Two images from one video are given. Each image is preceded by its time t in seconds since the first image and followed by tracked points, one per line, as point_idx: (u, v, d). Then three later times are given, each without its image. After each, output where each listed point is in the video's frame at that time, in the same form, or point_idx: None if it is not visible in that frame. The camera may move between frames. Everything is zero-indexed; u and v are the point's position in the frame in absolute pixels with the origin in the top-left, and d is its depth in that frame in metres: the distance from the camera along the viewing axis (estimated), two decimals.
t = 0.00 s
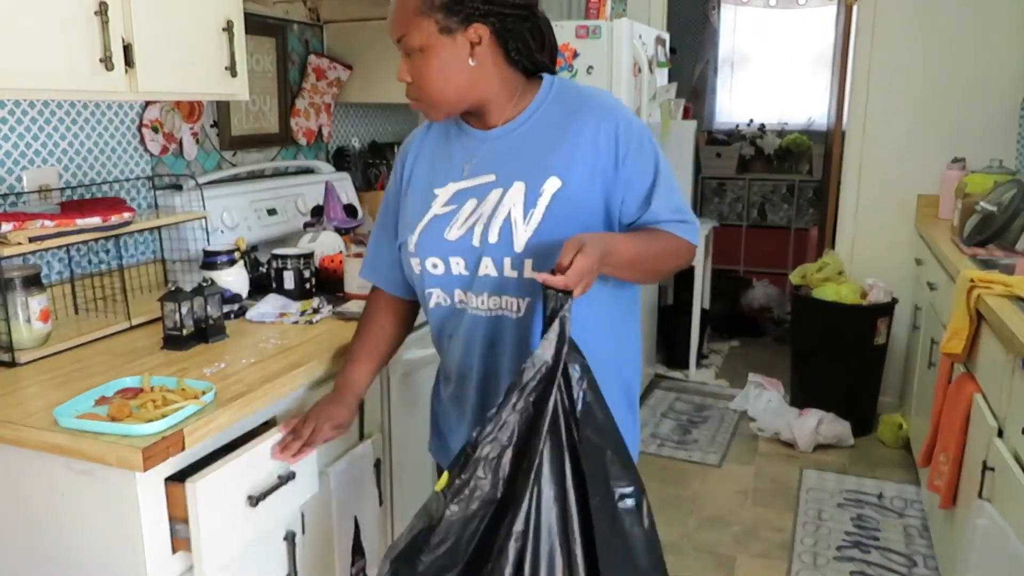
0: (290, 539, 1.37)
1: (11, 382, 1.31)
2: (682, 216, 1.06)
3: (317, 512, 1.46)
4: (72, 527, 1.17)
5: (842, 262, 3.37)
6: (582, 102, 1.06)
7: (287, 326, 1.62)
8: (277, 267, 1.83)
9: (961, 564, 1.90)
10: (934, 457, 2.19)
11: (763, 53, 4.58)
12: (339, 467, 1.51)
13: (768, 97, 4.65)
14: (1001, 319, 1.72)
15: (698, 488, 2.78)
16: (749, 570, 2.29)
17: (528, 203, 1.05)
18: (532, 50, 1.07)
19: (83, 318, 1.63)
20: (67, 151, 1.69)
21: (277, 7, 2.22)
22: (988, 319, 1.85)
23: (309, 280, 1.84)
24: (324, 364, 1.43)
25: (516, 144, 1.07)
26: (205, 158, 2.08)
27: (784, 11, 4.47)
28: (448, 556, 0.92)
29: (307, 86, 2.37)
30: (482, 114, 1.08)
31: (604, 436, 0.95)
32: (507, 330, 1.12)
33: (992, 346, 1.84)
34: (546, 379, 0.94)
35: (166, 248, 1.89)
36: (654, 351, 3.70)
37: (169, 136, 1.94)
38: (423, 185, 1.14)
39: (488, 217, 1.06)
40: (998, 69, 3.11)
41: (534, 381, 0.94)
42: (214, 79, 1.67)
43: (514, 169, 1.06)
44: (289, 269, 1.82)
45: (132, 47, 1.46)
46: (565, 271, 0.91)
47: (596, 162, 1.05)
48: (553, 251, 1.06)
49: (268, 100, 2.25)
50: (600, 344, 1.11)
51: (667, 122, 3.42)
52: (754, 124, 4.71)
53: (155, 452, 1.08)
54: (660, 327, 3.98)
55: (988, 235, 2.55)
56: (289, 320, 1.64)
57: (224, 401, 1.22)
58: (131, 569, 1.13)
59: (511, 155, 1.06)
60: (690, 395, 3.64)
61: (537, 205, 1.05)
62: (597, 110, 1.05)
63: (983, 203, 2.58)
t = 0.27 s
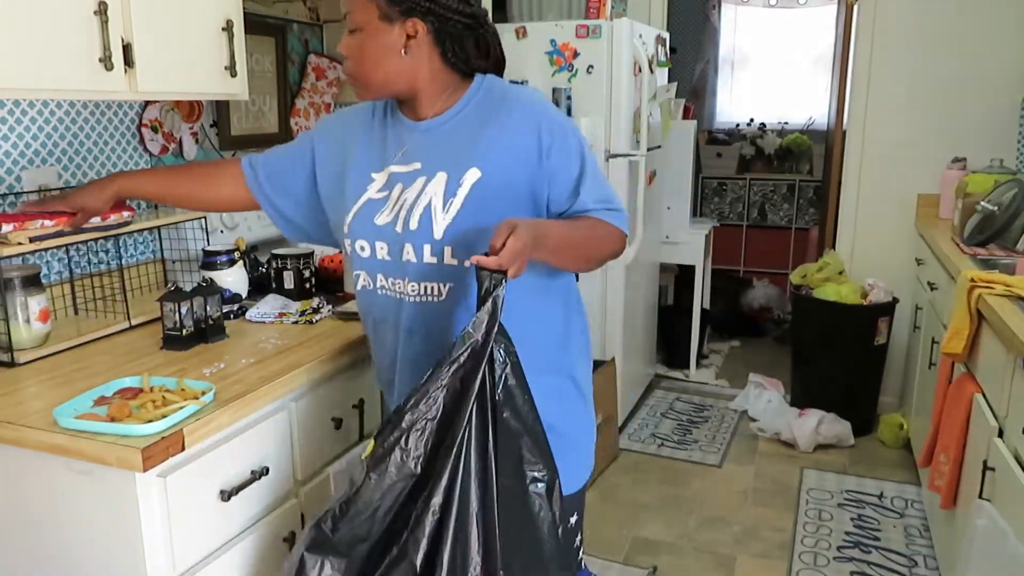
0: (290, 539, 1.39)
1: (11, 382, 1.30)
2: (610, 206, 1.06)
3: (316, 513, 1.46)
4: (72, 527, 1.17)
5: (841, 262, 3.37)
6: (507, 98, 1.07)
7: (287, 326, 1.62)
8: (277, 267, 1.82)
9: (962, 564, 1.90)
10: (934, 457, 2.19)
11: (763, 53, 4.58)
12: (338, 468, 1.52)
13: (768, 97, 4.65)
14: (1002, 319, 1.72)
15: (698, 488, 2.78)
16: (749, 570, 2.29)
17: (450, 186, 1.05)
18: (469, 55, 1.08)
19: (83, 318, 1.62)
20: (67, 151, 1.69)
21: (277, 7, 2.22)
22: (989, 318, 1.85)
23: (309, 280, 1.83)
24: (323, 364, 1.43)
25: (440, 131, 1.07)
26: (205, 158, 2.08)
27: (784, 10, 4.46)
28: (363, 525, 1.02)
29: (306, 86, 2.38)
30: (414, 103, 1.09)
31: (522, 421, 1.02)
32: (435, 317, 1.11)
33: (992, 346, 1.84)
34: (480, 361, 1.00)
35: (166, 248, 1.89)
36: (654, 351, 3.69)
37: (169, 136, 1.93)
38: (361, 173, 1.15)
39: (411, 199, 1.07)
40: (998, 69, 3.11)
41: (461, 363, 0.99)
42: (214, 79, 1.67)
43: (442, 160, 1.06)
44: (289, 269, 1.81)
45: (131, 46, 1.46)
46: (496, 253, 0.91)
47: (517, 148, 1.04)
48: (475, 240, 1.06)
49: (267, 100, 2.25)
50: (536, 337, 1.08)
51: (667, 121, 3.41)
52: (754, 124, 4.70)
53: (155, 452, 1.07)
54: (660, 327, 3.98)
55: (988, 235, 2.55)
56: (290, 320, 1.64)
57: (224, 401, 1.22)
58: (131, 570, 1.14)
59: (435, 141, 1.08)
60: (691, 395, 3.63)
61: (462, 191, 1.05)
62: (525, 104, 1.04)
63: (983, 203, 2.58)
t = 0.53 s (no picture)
0: (290, 539, 1.39)
1: (11, 382, 1.30)
2: (743, 275, 0.91)
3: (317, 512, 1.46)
4: (72, 527, 1.17)
5: (841, 261, 3.37)
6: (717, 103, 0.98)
7: (287, 326, 1.62)
8: (277, 267, 1.82)
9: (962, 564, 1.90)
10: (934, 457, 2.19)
11: (763, 53, 4.57)
12: (339, 468, 1.52)
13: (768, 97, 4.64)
14: (1002, 319, 1.72)
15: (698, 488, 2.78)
16: (749, 570, 2.29)
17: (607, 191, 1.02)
18: (698, 43, 1.00)
19: (83, 319, 1.62)
20: (67, 151, 1.69)
21: (277, 7, 2.22)
22: (989, 318, 1.84)
23: (309, 280, 1.84)
24: (324, 364, 1.43)
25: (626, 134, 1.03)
26: (205, 158, 2.08)
27: (784, 11, 4.46)
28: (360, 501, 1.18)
29: (306, 86, 2.38)
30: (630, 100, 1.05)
31: (566, 436, 1.09)
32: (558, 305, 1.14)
33: (992, 345, 1.84)
34: (502, 356, 1.12)
35: (166, 248, 1.88)
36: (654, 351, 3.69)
37: (169, 136, 1.94)
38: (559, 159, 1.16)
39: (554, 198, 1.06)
40: (998, 70, 3.11)
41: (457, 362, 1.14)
42: (214, 79, 1.67)
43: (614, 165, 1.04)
44: (290, 269, 1.81)
45: (132, 46, 1.46)
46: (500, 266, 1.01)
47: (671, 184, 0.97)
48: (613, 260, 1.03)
49: (268, 100, 2.25)
50: (620, 364, 1.05)
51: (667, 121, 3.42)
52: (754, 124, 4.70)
53: (155, 453, 1.07)
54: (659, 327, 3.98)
55: (988, 235, 2.55)
56: (290, 320, 1.64)
57: (224, 401, 1.22)
58: (130, 570, 1.13)
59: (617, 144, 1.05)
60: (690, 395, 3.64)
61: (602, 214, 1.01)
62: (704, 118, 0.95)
63: (982, 203, 2.58)
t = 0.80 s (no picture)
0: (290, 540, 1.39)
1: (10, 382, 1.30)
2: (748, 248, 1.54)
3: (317, 512, 1.46)
4: (72, 527, 1.17)
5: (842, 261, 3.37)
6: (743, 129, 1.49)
7: (287, 326, 1.62)
8: (277, 267, 1.81)
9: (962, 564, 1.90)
10: (934, 457, 2.19)
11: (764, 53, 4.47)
12: (339, 468, 1.52)
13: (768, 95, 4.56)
14: (1002, 319, 1.72)
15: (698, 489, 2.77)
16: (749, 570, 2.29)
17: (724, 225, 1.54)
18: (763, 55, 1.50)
19: (82, 319, 1.62)
20: (67, 151, 1.69)
21: (277, 7, 2.22)
22: (989, 318, 1.84)
23: (309, 280, 1.84)
24: (324, 364, 1.43)
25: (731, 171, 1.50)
26: (205, 158, 2.08)
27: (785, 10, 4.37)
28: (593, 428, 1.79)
29: (306, 86, 2.38)
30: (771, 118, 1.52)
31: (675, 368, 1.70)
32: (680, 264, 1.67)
33: (993, 345, 1.84)
34: (632, 333, 1.79)
35: (166, 248, 1.88)
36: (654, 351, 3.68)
37: (169, 136, 1.94)
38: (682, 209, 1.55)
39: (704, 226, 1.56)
40: (998, 70, 3.11)
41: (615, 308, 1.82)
42: (213, 79, 1.67)
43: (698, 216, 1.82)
44: (290, 269, 1.81)
45: (131, 46, 1.46)
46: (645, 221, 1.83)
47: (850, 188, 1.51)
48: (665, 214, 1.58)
49: (268, 100, 2.25)
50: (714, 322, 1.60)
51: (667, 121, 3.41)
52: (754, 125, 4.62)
53: (155, 453, 1.07)
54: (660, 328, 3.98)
55: (989, 235, 2.55)
56: (289, 320, 1.64)
57: (225, 401, 1.22)
58: (130, 570, 1.13)
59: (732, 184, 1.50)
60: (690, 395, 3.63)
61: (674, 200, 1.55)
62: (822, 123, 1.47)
63: (983, 203, 2.58)
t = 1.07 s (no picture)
0: (290, 539, 1.39)
1: (10, 382, 1.30)
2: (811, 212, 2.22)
3: (317, 512, 1.47)
4: (73, 526, 1.17)
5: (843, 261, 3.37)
6: (796, 129, 2.17)
7: (287, 327, 1.62)
8: (277, 267, 1.81)
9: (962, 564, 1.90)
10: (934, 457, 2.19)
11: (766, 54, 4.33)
12: (339, 468, 1.52)
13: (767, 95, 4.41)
14: (1001, 319, 1.72)
15: (698, 489, 2.77)
16: (749, 570, 2.29)
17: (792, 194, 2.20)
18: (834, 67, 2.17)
19: (82, 319, 1.62)
20: (67, 151, 1.69)
21: (277, 7, 2.22)
22: (989, 318, 1.85)
23: (309, 280, 1.84)
24: (324, 364, 1.43)
25: (799, 156, 2.17)
26: (205, 158, 2.08)
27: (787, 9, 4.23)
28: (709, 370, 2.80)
29: (306, 86, 2.38)
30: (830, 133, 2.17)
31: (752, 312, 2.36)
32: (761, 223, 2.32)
33: (992, 345, 1.84)
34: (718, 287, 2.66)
35: (166, 248, 1.88)
36: (654, 351, 3.67)
37: (169, 136, 1.93)
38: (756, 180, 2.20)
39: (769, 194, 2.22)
40: (998, 70, 3.11)
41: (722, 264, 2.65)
42: (213, 79, 1.66)
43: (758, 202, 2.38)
44: (290, 269, 1.80)
45: (131, 46, 1.46)
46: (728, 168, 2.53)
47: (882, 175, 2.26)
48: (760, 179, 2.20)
49: (268, 100, 2.25)
50: (790, 261, 2.24)
51: (667, 121, 3.41)
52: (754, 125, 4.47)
53: (155, 453, 1.07)
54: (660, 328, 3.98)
55: (989, 235, 2.55)
56: (289, 320, 1.64)
57: (225, 401, 1.22)
58: (130, 570, 1.13)
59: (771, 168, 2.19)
60: (690, 395, 3.63)
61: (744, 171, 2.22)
62: (804, 123, 2.16)
63: (983, 203, 2.58)
